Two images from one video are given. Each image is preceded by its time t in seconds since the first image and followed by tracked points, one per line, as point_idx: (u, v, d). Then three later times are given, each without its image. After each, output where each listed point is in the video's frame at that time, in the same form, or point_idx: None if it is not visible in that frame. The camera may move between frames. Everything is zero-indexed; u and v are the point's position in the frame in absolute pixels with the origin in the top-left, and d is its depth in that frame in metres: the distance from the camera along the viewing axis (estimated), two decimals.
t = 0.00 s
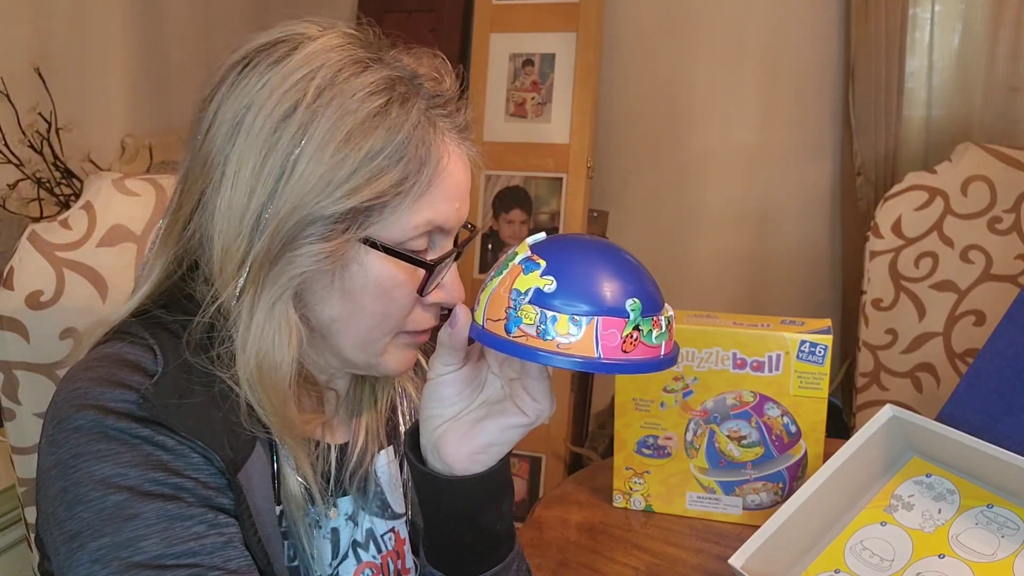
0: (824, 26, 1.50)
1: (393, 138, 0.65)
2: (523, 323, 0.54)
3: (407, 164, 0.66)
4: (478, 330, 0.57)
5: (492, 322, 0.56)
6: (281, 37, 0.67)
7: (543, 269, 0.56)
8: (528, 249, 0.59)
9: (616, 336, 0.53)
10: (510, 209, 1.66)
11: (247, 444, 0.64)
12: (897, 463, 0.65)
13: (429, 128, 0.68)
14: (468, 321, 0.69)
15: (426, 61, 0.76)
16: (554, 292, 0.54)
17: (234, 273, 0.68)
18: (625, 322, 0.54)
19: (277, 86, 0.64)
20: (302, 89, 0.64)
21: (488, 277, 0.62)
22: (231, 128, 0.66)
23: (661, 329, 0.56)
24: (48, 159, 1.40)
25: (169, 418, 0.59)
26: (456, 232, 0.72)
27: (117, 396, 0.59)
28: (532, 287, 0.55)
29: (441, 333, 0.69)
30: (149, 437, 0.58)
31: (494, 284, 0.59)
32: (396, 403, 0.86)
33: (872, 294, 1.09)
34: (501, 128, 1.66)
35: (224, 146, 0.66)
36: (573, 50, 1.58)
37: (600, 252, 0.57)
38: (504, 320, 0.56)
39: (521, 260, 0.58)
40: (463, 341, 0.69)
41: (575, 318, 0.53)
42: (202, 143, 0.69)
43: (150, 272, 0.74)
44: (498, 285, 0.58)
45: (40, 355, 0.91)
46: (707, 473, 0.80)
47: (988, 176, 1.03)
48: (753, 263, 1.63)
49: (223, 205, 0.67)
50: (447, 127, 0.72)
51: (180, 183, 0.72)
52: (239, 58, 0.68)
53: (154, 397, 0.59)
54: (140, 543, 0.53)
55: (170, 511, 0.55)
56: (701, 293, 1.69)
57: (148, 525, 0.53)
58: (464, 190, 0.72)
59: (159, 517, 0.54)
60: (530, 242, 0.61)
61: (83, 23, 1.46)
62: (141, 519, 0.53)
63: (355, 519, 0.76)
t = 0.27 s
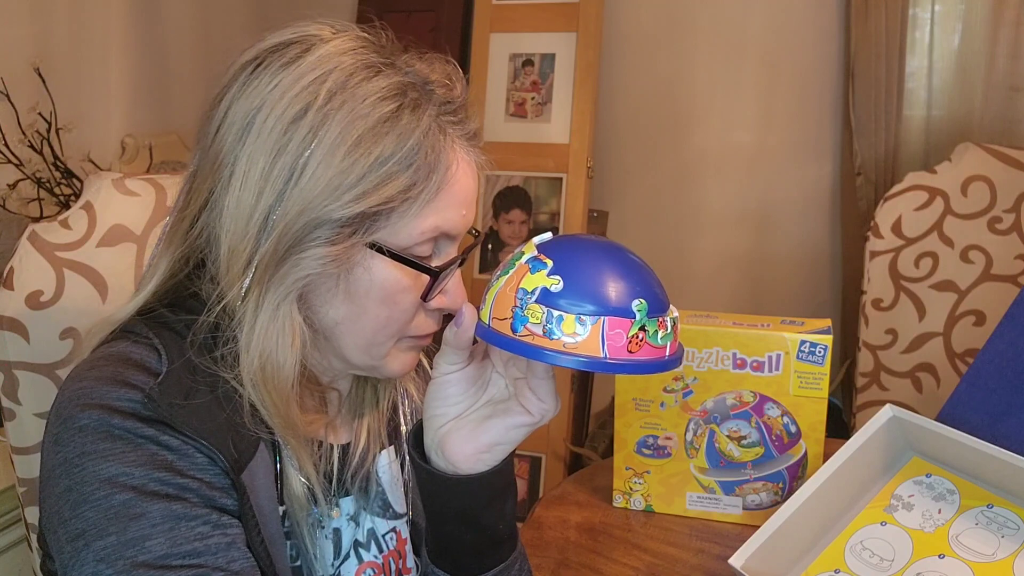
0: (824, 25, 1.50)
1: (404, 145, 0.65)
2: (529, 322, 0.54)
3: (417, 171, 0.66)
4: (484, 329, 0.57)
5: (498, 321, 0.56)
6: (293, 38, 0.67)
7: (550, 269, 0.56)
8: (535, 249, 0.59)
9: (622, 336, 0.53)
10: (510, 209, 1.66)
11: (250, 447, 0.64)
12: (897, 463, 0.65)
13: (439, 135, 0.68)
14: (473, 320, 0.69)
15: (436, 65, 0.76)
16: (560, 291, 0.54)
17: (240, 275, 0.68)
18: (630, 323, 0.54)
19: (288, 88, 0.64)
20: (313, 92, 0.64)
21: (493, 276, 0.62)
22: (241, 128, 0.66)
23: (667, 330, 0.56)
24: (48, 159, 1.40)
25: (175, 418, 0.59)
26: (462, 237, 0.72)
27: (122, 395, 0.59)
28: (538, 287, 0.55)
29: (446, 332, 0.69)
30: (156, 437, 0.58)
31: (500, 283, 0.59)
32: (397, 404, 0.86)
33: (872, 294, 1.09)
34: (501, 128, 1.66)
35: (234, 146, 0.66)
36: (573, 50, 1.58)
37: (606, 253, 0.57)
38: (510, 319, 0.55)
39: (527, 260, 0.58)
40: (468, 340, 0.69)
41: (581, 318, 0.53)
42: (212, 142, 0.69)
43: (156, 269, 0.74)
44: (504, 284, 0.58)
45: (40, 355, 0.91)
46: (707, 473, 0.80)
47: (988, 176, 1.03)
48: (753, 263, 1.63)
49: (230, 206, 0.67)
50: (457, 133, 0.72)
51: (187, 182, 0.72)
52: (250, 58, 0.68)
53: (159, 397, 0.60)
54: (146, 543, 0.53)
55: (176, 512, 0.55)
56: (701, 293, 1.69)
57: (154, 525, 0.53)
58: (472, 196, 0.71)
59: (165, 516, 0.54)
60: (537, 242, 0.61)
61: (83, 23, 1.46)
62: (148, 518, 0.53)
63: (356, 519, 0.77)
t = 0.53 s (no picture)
0: (824, 25, 1.50)
1: (409, 147, 0.66)
2: (526, 322, 0.54)
3: (421, 173, 0.66)
4: (482, 329, 0.57)
5: (495, 321, 0.56)
6: (300, 39, 0.67)
7: (547, 269, 0.56)
8: (532, 249, 0.59)
9: (619, 336, 0.53)
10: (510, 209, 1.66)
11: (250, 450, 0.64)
12: (897, 463, 0.65)
13: (444, 138, 0.69)
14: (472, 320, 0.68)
15: (440, 67, 0.76)
16: (557, 291, 0.54)
17: (242, 274, 0.68)
18: (628, 322, 0.54)
19: (293, 88, 0.64)
20: (319, 93, 0.64)
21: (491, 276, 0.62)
22: (247, 127, 0.66)
23: (664, 329, 0.56)
24: (48, 159, 1.40)
25: (176, 419, 0.59)
26: (464, 240, 0.72)
27: (124, 395, 0.59)
28: (536, 287, 0.55)
29: (444, 331, 0.68)
30: (157, 438, 0.58)
31: (497, 284, 0.59)
32: (397, 405, 0.86)
33: (872, 294, 1.09)
34: (501, 128, 1.66)
35: (239, 145, 0.66)
36: (573, 50, 1.58)
37: (603, 252, 0.57)
38: (508, 319, 0.55)
39: (525, 260, 0.58)
40: (467, 339, 0.69)
41: (578, 317, 0.53)
42: (216, 141, 0.69)
43: (158, 267, 0.73)
44: (502, 283, 0.58)
45: (40, 355, 0.91)
46: (707, 473, 0.80)
47: (988, 176, 1.03)
48: (753, 263, 1.63)
49: (234, 206, 0.67)
50: (461, 136, 0.72)
51: (191, 180, 0.72)
52: (256, 58, 0.67)
53: (160, 398, 0.60)
54: (145, 544, 0.53)
55: (175, 513, 0.55)
56: (701, 293, 1.69)
57: (153, 526, 0.54)
58: (473, 199, 0.72)
59: (164, 518, 0.54)
60: (534, 241, 0.61)
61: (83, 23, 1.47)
62: (147, 519, 0.54)
63: (356, 519, 0.77)
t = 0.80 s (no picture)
0: (824, 26, 1.50)
1: (415, 150, 0.66)
2: (526, 321, 0.54)
3: (426, 176, 0.66)
4: (482, 328, 0.57)
5: (495, 320, 0.56)
6: (311, 39, 0.68)
7: (547, 268, 0.56)
8: (531, 248, 0.59)
9: (619, 334, 0.53)
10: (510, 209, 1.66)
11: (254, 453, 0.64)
12: (897, 463, 0.65)
13: (450, 143, 0.69)
14: (473, 319, 0.69)
15: (449, 73, 0.76)
16: (557, 290, 0.54)
17: (245, 272, 0.68)
18: (628, 321, 0.54)
19: (302, 87, 0.64)
20: (328, 92, 0.64)
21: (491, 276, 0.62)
22: (254, 124, 0.66)
23: (664, 328, 0.56)
24: (48, 159, 1.40)
25: (179, 420, 0.59)
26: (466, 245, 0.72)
27: (127, 396, 0.59)
28: (536, 286, 0.55)
29: (445, 331, 0.69)
30: (160, 440, 0.58)
31: (497, 283, 0.59)
32: (397, 407, 0.86)
33: (872, 294, 1.09)
34: (501, 129, 1.66)
35: (246, 143, 0.66)
36: (573, 50, 1.58)
37: (603, 251, 0.57)
38: (508, 318, 0.55)
39: (524, 259, 0.58)
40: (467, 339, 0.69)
41: (578, 316, 0.53)
42: (223, 137, 0.69)
43: (163, 262, 0.74)
44: (502, 283, 0.58)
45: (39, 355, 0.91)
46: (707, 473, 0.80)
47: (988, 176, 1.03)
48: (753, 263, 1.63)
49: (238, 203, 0.67)
50: (467, 142, 0.72)
51: (198, 176, 0.73)
52: (268, 55, 0.68)
53: (164, 400, 0.60)
54: (148, 546, 0.53)
55: (179, 515, 0.55)
56: (701, 293, 1.69)
57: (156, 528, 0.53)
58: (477, 205, 0.71)
59: (168, 520, 0.54)
60: (534, 241, 0.61)
61: (83, 23, 1.47)
62: (150, 522, 0.53)
63: (357, 520, 0.76)
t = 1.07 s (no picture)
0: (824, 26, 1.50)
1: (423, 149, 0.66)
2: (528, 321, 0.54)
3: (433, 176, 0.66)
4: (484, 328, 0.57)
5: (497, 320, 0.56)
6: (324, 38, 0.68)
7: (549, 268, 0.56)
8: (534, 249, 0.59)
9: (621, 335, 0.53)
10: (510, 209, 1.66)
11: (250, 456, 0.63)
12: (897, 463, 0.65)
13: (458, 145, 0.69)
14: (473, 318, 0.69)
15: (457, 76, 0.77)
16: (559, 290, 0.54)
17: (250, 268, 0.68)
18: (630, 321, 0.54)
19: (313, 84, 0.65)
20: (338, 90, 0.64)
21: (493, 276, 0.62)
22: (264, 121, 0.66)
23: (666, 328, 0.56)
24: (48, 159, 1.40)
25: (176, 422, 0.59)
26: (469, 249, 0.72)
27: (125, 396, 0.59)
28: (538, 286, 0.55)
29: (446, 331, 0.69)
30: (153, 442, 0.58)
31: (499, 283, 0.59)
32: (398, 407, 0.86)
33: (872, 294, 1.09)
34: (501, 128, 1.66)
35: (254, 139, 0.66)
36: (573, 50, 1.58)
37: (605, 251, 0.57)
38: (510, 318, 0.55)
39: (527, 259, 0.58)
40: (468, 339, 0.69)
41: (580, 316, 0.53)
42: (232, 133, 0.69)
43: (169, 257, 0.74)
44: (504, 283, 0.58)
45: (39, 355, 0.91)
46: (707, 473, 0.80)
47: (988, 176, 1.03)
48: (753, 262, 1.63)
49: (245, 199, 0.67)
50: (474, 145, 0.72)
51: (206, 171, 0.73)
52: (281, 52, 0.68)
53: (161, 400, 0.59)
54: (130, 549, 0.53)
55: (164, 520, 0.55)
56: (701, 293, 1.69)
57: (140, 532, 0.54)
58: (479, 212, 0.71)
59: (153, 525, 0.54)
60: (536, 241, 0.61)
61: (82, 23, 1.47)
62: (134, 526, 0.54)
63: (357, 520, 0.76)
